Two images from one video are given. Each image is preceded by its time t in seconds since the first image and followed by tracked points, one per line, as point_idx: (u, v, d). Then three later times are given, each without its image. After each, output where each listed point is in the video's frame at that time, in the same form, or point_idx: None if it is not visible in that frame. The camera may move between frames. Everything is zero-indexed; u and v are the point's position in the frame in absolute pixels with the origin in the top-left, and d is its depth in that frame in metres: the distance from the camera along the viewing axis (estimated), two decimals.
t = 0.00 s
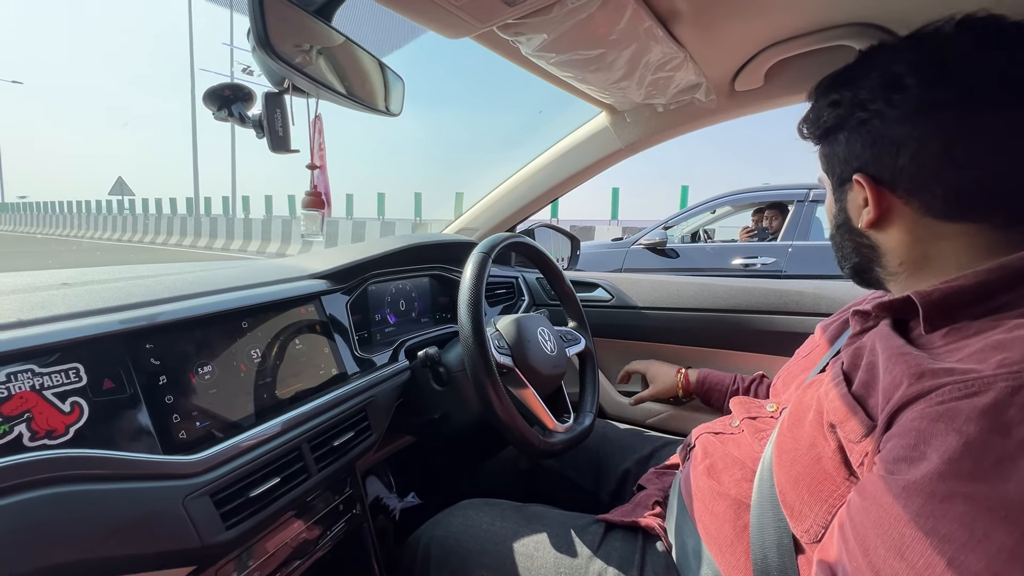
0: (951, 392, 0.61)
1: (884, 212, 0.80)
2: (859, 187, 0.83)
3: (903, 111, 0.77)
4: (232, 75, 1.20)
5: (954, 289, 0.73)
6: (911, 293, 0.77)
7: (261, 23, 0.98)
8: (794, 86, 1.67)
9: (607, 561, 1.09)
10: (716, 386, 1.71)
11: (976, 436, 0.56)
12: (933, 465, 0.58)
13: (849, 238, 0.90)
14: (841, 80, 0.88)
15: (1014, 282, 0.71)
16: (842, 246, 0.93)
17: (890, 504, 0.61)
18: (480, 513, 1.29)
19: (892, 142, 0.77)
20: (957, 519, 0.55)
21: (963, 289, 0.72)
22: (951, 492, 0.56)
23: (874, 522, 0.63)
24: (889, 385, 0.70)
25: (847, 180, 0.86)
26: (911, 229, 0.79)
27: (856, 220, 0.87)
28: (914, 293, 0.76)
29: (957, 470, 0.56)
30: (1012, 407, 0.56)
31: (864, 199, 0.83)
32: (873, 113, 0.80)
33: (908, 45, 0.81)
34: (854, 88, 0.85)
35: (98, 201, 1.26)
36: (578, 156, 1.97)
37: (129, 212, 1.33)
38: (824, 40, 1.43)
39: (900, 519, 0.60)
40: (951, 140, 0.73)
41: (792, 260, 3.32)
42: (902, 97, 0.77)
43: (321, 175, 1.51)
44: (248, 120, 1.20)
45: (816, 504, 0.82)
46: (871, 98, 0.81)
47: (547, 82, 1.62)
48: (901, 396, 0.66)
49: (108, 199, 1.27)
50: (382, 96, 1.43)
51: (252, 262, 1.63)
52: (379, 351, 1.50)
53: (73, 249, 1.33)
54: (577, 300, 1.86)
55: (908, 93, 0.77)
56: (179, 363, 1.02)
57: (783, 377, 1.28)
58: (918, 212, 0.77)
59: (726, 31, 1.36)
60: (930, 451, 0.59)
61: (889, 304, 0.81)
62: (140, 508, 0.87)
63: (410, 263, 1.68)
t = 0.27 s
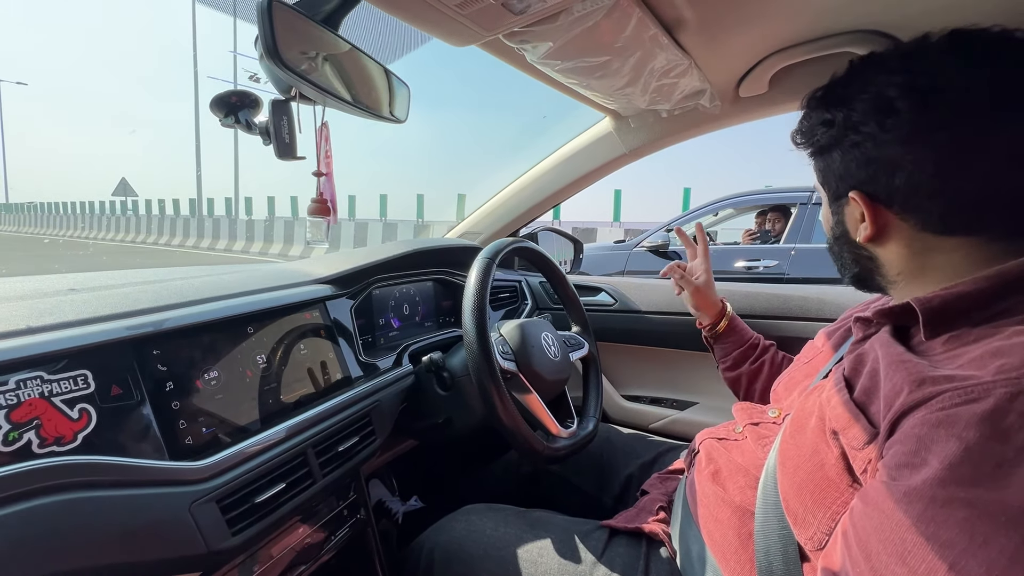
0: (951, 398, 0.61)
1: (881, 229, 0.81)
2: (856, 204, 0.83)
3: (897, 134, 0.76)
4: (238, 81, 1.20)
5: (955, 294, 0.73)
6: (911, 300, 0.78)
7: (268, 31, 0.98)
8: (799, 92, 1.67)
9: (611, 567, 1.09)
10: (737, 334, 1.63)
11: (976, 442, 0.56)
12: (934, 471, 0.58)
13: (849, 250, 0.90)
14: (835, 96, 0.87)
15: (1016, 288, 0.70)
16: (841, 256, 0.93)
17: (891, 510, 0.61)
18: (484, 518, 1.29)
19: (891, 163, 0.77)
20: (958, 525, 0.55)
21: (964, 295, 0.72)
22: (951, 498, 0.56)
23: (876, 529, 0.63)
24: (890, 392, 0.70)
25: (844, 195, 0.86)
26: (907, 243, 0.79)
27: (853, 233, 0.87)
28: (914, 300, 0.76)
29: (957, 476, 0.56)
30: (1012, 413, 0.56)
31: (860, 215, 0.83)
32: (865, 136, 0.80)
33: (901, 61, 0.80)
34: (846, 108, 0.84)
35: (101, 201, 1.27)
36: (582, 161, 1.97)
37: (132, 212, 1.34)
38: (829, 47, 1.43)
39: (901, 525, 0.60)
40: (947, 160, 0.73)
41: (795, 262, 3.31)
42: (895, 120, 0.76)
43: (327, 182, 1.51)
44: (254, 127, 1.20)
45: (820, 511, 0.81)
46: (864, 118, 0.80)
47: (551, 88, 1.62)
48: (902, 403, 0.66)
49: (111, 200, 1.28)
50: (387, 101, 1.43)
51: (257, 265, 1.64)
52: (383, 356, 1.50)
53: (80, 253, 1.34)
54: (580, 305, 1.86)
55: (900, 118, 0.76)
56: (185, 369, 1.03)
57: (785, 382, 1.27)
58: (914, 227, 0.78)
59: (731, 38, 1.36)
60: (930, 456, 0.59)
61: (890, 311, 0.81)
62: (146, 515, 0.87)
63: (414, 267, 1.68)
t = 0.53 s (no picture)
0: (951, 401, 0.60)
1: (887, 213, 0.80)
2: (863, 186, 0.83)
3: (918, 112, 0.76)
4: (239, 79, 1.20)
5: (953, 292, 0.72)
6: (910, 297, 0.77)
7: (270, 27, 0.98)
8: (801, 90, 1.67)
9: (611, 566, 1.09)
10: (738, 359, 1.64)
11: (977, 444, 0.56)
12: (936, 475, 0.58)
13: (852, 237, 0.89)
14: (857, 75, 0.87)
15: (1018, 284, 0.70)
16: (844, 245, 0.93)
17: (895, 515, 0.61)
18: (484, 517, 1.28)
19: (906, 143, 0.77)
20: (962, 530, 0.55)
21: (964, 292, 0.72)
22: (955, 502, 0.56)
23: (880, 535, 0.63)
24: (892, 395, 0.70)
25: (854, 177, 0.86)
26: (913, 230, 0.79)
27: (858, 219, 0.86)
28: (912, 296, 0.76)
29: (959, 480, 0.56)
30: (1013, 415, 0.56)
31: (866, 198, 0.83)
32: (886, 112, 0.80)
33: (929, 43, 0.80)
34: (870, 86, 0.84)
35: (104, 202, 1.27)
36: (584, 160, 1.97)
37: (134, 212, 1.34)
38: (831, 45, 1.42)
39: (905, 531, 0.60)
40: (960, 147, 0.73)
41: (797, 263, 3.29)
42: (920, 97, 0.77)
43: (328, 179, 1.51)
44: (255, 124, 1.20)
45: (821, 513, 0.81)
46: (887, 95, 0.80)
47: (553, 86, 1.62)
48: (903, 406, 0.66)
49: (114, 201, 1.28)
50: (388, 100, 1.43)
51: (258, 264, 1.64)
52: (384, 355, 1.50)
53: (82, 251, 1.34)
54: (581, 304, 1.86)
55: (924, 95, 0.76)
56: (185, 366, 1.03)
57: (786, 382, 1.27)
58: (920, 214, 0.77)
59: (732, 36, 1.36)
60: (932, 461, 0.59)
61: (890, 308, 0.81)
62: (146, 511, 0.87)
63: (415, 266, 1.67)
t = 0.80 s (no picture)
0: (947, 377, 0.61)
1: (881, 220, 0.80)
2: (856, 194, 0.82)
3: (904, 123, 0.75)
4: (243, 80, 1.21)
5: (950, 293, 0.72)
6: (910, 299, 0.77)
7: (274, 30, 0.99)
8: (804, 92, 1.67)
9: (614, 569, 1.09)
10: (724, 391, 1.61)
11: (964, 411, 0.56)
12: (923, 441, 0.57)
13: (845, 243, 0.88)
14: (849, 82, 0.85)
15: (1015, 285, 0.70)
16: (837, 250, 0.92)
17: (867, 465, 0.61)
18: (486, 519, 1.28)
19: (895, 152, 0.76)
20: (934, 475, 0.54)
21: (962, 293, 0.71)
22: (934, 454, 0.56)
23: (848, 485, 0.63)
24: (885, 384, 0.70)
25: (846, 185, 0.84)
26: (908, 236, 0.78)
27: (851, 225, 0.86)
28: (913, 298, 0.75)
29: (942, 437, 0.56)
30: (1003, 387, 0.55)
31: (859, 206, 0.82)
32: (874, 120, 0.79)
33: (914, 51, 0.79)
34: (857, 94, 0.82)
35: (107, 203, 1.28)
36: (586, 162, 1.97)
37: (137, 213, 1.34)
38: (834, 47, 1.42)
39: (874, 472, 0.59)
40: (951, 155, 0.72)
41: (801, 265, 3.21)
42: (905, 107, 0.76)
43: (331, 181, 1.51)
44: (259, 126, 1.20)
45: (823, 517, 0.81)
46: (874, 104, 0.79)
47: (555, 88, 1.62)
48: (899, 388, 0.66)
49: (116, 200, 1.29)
50: (391, 101, 1.43)
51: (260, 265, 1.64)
52: (386, 356, 1.49)
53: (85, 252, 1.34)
54: (583, 306, 1.86)
55: (911, 104, 0.75)
56: (187, 367, 1.03)
57: (788, 385, 1.27)
58: (914, 220, 0.77)
59: (735, 39, 1.36)
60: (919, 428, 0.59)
61: (890, 309, 0.81)
62: (149, 511, 0.87)
63: (418, 268, 1.67)
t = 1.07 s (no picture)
0: (943, 329, 0.64)
1: (881, 224, 0.81)
2: (856, 199, 0.83)
3: (905, 124, 0.75)
4: (244, 84, 1.21)
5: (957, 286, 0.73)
6: (913, 291, 0.76)
7: (274, 34, 0.99)
8: (804, 95, 1.67)
9: (613, 572, 1.09)
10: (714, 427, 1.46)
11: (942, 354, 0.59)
12: (894, 367, 0.61)
13: (846, 248, 0.89)
14: (844, 86, 0.85)
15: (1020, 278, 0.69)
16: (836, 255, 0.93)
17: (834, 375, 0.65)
18: (486, 521, 1.28)
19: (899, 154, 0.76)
20: (888, 390, 0.59)
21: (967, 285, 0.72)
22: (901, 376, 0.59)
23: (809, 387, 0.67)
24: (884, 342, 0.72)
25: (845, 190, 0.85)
26: (908, 241, 0.79)
27: (851, 230, 0.87)
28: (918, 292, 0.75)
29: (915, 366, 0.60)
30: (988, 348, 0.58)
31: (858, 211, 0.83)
32: (874, 124, 0.79)
33: (908, 54, 0.79)
34: (854, 96, 0.82)
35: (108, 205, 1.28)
36: (586, 164, 1.97)
37: (137, 215, 1.34)
38: (833, 51, 1.43)
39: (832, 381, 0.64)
40: (951, 156, 0.72)
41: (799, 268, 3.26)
42: (905, 108, 0.76)
43: (332, 184, 1.51)
44: (260, 129, 1.21)
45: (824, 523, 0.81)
46: (874, 107, 0.79)
47: (555, 91, 1.63)
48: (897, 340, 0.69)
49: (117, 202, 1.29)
50: (392, 104, 1.44)
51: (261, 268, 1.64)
52: (386, 358, 1.50)
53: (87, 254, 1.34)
54: (583, 309, 1.86)
55: (911, 106, 0.75)
56: (189, 369, 1.03)
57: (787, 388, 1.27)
58: (914, 224, 0.78)
59: (734, 42, 1.36)
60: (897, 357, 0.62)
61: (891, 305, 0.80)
62: (150, 513, 0.88)
63: (418, 270, 1.68)
